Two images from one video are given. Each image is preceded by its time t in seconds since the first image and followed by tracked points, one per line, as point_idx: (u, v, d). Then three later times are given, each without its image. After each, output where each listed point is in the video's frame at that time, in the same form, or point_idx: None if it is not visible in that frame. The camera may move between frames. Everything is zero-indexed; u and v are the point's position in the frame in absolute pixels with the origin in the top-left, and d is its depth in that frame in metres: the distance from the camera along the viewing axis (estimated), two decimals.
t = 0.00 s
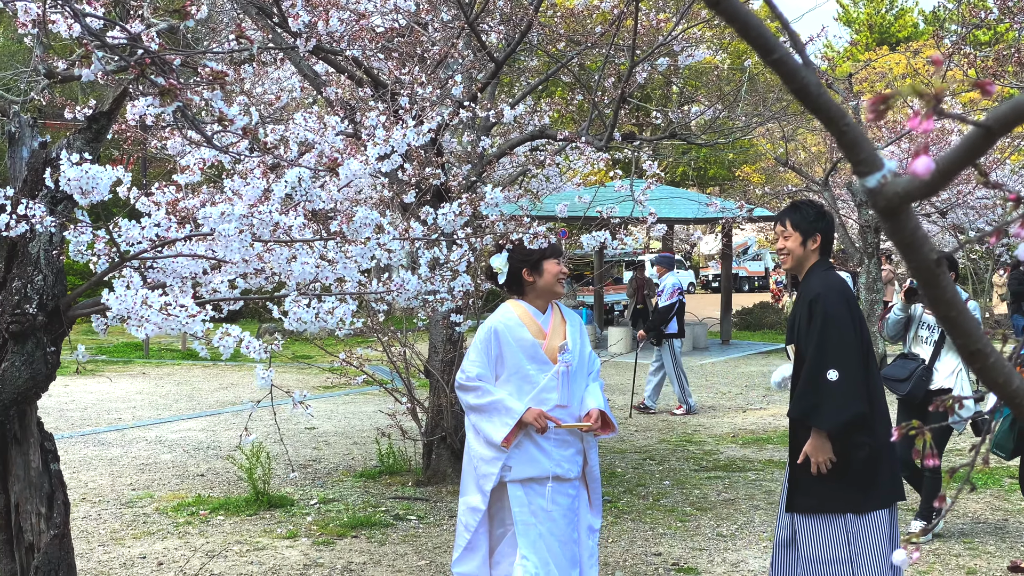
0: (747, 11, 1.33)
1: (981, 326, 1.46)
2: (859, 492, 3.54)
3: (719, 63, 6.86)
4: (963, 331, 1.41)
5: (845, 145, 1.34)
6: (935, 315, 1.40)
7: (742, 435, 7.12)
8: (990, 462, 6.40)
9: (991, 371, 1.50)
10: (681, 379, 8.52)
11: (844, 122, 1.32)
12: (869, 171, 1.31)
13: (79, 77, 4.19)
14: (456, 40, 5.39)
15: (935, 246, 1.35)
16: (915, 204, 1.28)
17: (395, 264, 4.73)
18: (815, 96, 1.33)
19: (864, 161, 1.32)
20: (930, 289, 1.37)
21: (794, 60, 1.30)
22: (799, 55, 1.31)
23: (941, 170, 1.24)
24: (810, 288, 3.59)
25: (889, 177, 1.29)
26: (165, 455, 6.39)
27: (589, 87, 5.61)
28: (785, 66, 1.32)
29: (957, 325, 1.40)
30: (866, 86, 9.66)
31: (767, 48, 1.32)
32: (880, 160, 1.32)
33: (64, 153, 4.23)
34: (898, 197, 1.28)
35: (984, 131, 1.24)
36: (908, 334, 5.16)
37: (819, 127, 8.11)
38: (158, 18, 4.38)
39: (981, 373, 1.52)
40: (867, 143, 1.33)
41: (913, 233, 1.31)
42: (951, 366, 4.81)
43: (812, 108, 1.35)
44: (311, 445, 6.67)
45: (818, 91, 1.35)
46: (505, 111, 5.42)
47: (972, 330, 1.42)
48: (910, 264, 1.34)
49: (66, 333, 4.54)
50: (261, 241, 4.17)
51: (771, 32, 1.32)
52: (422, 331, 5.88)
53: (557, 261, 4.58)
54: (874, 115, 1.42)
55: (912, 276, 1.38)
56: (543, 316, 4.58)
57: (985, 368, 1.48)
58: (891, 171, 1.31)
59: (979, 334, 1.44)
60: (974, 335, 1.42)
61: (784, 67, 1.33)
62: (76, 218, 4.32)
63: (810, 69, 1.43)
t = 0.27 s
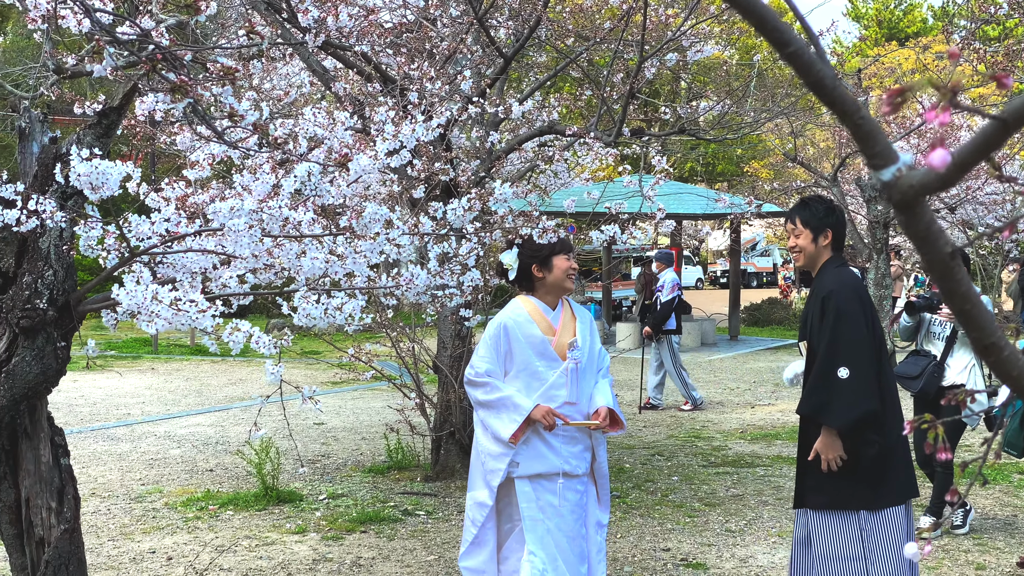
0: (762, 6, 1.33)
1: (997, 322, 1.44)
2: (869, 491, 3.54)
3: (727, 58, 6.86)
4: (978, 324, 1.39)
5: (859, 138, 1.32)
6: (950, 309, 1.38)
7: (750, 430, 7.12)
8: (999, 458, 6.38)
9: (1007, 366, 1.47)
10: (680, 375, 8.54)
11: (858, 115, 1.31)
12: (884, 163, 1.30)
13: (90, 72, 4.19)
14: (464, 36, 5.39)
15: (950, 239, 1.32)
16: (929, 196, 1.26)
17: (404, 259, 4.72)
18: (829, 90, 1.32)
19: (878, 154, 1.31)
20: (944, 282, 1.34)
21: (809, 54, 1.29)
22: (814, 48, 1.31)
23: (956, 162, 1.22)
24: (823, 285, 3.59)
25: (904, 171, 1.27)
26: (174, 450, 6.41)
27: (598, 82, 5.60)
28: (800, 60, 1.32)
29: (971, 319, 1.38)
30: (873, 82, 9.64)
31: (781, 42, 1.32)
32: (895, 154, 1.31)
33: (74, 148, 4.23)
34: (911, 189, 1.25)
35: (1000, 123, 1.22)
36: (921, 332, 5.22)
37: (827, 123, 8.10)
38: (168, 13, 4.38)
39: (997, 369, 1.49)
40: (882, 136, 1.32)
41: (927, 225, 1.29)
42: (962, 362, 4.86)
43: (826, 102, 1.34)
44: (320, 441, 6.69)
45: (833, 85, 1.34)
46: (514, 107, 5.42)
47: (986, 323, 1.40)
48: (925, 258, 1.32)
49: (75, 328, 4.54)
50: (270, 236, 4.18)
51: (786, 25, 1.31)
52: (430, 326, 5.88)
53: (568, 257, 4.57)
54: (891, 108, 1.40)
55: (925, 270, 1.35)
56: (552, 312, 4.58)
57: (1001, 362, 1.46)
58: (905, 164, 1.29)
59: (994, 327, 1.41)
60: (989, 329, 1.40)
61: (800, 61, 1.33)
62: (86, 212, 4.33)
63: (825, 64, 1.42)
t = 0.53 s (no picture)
0: None
1: (1011, 314, 1.44)
2: (881, 492, 3.53)
3: (737, 54, 6.85)
4: (993, 316, 1.39)
5: (876, 131, 1.30)
6: (966, 303, 1.36)
7: (760, 426, 7.12)
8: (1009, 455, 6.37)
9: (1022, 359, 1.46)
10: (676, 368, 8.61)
11: (874, 109, 1.29)
12: (901, 157, 1.28)
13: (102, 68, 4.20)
14: (474, 32, 5.40)
15: (967, 232, 1.31)
16: (947, 190, 1.24)
17: (415, 254, 4.72)
18: (846, 83, 1.30)
19: (895, 147, 1.29)
20: (961, 275, 1.33)
21: (826, 48, 1.27)
22: (831, 40, 1.29)
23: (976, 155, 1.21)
24: (840, 283, 3.56)
25: (921, 163, 1.26)
26: (184, 445, 6.43)
27: (608, 78, 5.60)
28: (817, 53, 1.30)
29: (988, 311, 1.38)
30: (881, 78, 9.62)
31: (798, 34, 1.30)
32: (911, 147, 1.29)
33: (86, 143, 4.24)
34: (929, 184, 1.24)
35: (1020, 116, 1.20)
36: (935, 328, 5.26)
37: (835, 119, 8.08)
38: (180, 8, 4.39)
39: (1010, 361, 1.49)
40: (898, 128, 1.30)
41: (944, 219, 1.28)
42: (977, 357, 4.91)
43: (843, 94, 1.32)
44: (330, 436, 6.70)
45: (850, 78, 1.32)
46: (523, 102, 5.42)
47: (1001, 316, 1.39)
48: (941, 252, 1.30)
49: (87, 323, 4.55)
50: (281, 232, 4.18)
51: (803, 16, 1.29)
52: (440, 322, 5.89)
53: (580, 253, 4.57)
54: (908, 101, 1.38)
55: (941, 263, 1.34)
56: (563, 308, 4.58)
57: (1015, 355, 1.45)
58: (922, 157, 1.28)
59: (1009, 321, 1.41)
60: (1004, 323, 1.39)
61: (816, 53, 1.31)
62: (98, 207, 4.34)
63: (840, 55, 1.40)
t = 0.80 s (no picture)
0: None
1: None
2: (899, 493, 3.52)
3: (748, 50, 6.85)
4: (1007, 309, 1.42)
5: (894, 126, 1.33)
6: (982, 294, 1.40)
7: (770, 423, 7.12)
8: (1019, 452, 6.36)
9: None
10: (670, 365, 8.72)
11: (893, 104, 1.32)
12: (919, 152, 1.32)
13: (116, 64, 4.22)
14: (485, 28, 5.39)
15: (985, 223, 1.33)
16: (964, 183, 1.27)
17: (427, 250, 4.73)
18: (865, 79, 1.33)
19: (913, 142, 1.33)
20: (977, 267, 1.36)
21: (845, 45, 1.30)
22: (850, 38, 1.31)
23: (991, 150, 1.23)
24: (857, 282, 3.54)
25: (938, 158, 1.30)
26: (196, 441, 6.45)
27: (618, 75, 5.59)
28: (836, 50, 1.33)
29: (1004, 306, 1.41)
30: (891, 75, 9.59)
31: (817, 32, 1.32)
32: (928, 142, 1.32)
33: (99, 139, 4.25)
34: (944, 178, 1.27)
35: None
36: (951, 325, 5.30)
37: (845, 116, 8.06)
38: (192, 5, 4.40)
39: None
40: (916, 122, 1.33)
41: (961, 213, 1.31)
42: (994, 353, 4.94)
43: (862, 89, 1.35)
44: (341, 432, 6.72)
45: (869, 73, 1.34)
46: (534, 98, 5.42)
47: (1019, 306, 1.42)
48: (958, 244, 1.33)
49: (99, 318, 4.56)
50: (293, 228, 4.18)
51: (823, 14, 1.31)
52: (451, 318, 5.90)
53: (593, 250, 4.56)
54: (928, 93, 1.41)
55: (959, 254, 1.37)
56: (576, 305, 4.57)
57: None
58: (940, 152, 1.31)
59: None
60: (1021, 312, 1.42)
61: (836, 49, 1.33)
62: (110, 203, 4.35)
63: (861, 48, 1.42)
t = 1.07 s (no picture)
0: None
1: None
2: (919, 491, 3.52)
3: (760, 46, 6.84)
4: None
5: (912, 119, 1.29)
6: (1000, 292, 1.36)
7: (782, 419, 7.11)
8: None
9: None
10: (678, 364, 8.76)
11: (911, 97, 1.28)
12: (938, 145, 1.28)
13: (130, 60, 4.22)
14: (497, 24, 5.39)
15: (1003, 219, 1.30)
16: (984, 177, 1.23)
17: (439, 246, 4.72)
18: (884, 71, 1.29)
19: (932, 136, 1.28)
20: (995, 264, 1.32)
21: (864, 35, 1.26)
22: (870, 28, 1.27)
23: (1014, 142, 1.19)
24: (877, 280, 3.52)
25: (957, 152, 1.25)
26: (208, 437, 6.46)
27: (631, 71, 5.59)
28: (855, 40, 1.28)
29: None
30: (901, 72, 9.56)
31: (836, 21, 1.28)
32: (948, 135, 1.28)
33: (113, 135, 4.25)
34: (965, 171, 1.23)
35: None
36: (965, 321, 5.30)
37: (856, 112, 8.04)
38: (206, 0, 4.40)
39: None
40: (935, 116, 1.29)
41: (980, 207, 1.26)
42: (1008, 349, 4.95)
43: (880, 81, 1.31)
44: (353, 428, 6.74)
45: (887, 65, 1.30)
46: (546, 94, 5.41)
47: None
48: (977, 240, 1.29)
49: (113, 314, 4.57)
50: (306, 224, 4.18)
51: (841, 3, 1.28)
52: (463, 314, 5.90)
53: (607, 247, 4.55)
54: (946, 88, 1.37)
55: (977, 250, 1.33)
56: (590, 302, 4.56)
57: None
58: (959, 146, 1.27)
59: None
60: None
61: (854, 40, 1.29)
62: (124, 199, 4.35)
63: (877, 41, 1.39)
